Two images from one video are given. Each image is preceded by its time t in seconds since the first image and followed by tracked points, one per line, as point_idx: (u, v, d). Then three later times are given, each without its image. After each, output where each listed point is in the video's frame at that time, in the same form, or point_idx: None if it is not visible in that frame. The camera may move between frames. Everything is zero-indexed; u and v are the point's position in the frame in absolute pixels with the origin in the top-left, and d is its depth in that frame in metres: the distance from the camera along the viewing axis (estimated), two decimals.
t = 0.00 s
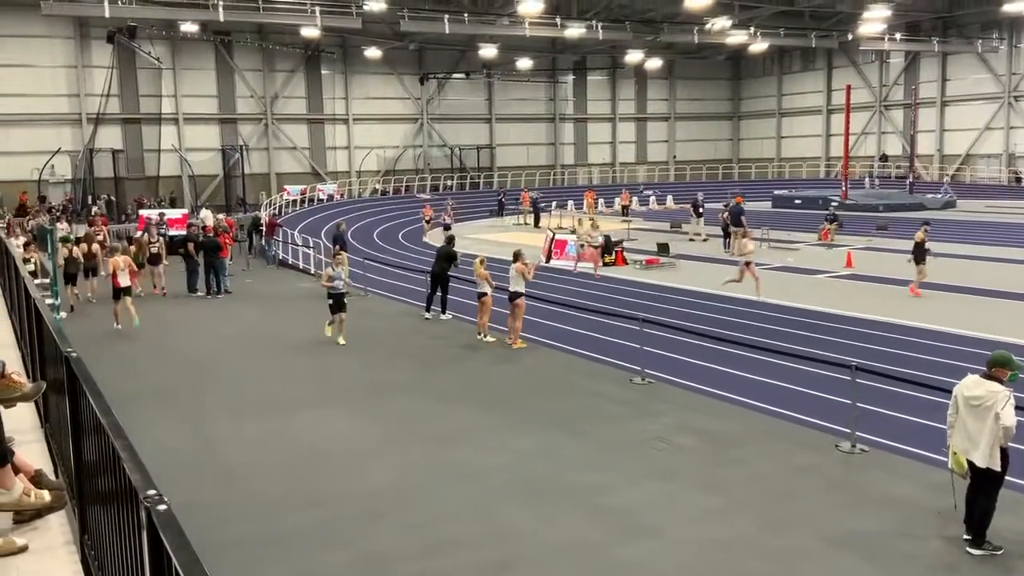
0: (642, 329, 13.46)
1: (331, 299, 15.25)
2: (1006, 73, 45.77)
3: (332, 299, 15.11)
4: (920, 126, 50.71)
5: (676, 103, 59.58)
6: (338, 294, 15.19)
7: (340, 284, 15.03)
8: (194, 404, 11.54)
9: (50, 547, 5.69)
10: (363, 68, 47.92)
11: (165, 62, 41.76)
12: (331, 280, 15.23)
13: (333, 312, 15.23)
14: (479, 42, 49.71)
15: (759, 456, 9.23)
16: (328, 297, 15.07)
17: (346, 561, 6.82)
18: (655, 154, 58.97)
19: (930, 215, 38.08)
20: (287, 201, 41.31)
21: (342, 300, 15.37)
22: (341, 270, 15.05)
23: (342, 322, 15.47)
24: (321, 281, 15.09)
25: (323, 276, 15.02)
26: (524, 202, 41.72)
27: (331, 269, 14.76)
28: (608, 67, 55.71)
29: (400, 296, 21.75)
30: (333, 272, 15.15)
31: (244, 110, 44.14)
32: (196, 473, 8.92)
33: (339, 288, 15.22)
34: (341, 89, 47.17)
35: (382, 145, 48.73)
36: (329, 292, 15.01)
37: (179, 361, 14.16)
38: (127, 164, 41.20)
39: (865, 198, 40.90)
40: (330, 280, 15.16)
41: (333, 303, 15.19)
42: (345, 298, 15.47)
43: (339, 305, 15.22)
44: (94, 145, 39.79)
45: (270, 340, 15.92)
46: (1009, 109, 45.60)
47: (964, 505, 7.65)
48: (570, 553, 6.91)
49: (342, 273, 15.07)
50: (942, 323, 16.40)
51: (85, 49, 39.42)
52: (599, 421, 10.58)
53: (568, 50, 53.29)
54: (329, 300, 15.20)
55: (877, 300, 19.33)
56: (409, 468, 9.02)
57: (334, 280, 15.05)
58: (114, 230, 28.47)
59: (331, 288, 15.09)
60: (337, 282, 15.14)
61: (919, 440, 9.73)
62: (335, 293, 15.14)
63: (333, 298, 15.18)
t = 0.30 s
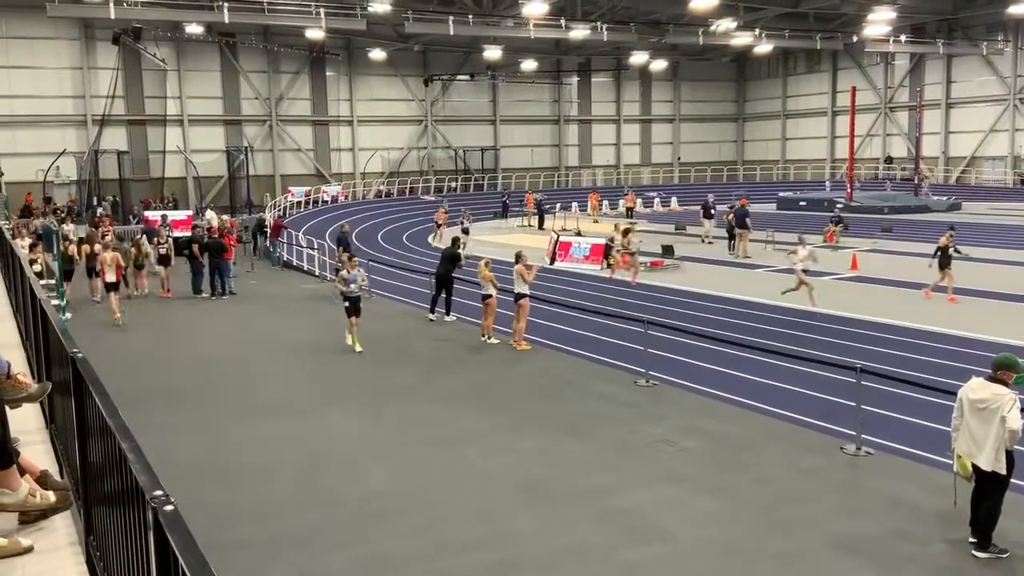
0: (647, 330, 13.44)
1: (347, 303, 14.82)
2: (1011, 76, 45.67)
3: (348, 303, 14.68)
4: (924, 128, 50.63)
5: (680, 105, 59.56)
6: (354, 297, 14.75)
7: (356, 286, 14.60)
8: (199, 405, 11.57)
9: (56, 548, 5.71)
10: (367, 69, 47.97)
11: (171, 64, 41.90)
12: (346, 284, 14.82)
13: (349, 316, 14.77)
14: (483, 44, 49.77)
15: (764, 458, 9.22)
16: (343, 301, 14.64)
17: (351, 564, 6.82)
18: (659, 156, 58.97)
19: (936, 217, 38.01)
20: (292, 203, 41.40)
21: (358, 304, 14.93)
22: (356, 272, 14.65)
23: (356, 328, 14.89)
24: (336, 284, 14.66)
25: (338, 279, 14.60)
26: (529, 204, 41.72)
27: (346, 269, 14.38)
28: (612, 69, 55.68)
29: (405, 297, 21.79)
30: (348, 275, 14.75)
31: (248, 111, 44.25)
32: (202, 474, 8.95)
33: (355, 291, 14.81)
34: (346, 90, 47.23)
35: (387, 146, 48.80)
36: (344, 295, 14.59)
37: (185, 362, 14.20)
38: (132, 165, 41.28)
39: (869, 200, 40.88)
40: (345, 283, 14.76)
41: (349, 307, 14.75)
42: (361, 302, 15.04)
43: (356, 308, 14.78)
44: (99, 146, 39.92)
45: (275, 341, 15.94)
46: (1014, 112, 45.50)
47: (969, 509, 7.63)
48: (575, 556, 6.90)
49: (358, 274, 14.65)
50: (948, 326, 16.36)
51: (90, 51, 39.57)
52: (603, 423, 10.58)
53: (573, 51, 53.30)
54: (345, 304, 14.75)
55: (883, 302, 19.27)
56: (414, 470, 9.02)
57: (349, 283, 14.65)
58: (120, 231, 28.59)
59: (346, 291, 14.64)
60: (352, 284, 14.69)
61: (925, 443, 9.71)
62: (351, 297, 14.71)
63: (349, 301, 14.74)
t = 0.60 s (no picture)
0: (649, 332, 13.44)
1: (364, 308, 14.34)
2: (1014, 78, 45.62)
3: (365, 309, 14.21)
4: (927, 130, 50.60)
5: (683, 107, 59.58)
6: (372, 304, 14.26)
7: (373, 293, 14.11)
8: (201, 406, 11.59)
9: (59, 548, 5.73)
10: (370, 71, 48.04)
11: (174, 65, 41.97)
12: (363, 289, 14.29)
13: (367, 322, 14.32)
14: (486, 46, 49.81)
15: (765, 460, 9.23)
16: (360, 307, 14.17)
17: (352, 564, 6.84)
18: (662, 158, 58.96)
19: (938, 219, 38.00)
20: (294, 204, 41.45)
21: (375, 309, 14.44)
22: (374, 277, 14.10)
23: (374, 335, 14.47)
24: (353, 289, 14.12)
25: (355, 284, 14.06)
26: (531, 206, 41.77)
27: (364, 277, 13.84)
28: (615, 71, 55.69)
29: (407, 299, 21.82)
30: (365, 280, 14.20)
31: (251, 113, 44.32)
32: (204, 474, 8.97)
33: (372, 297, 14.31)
34: (348, 92, 47.28)
35: (390, 147, 48.83)
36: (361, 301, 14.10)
37: (187, 363, 14.22)
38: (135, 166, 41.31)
39: (872, 202, 40.88)
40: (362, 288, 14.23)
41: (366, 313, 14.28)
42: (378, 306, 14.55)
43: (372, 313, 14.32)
44: (102, 147, 39.98)
45: (277, 342, 15.96)
46: (1017, 114, 45.46)
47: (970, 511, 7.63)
48: (577, 557, 6.91)
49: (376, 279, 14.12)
50: (950, 328, 16.34)
51: (93, 52, 39.66)
52: (605, 424, 10.59)
53: (575, 53, 53.34)
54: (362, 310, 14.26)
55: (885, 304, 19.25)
56: (416, 471, 9.03)
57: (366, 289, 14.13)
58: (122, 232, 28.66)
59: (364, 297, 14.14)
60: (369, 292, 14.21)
61: (927, 444, 9.72)
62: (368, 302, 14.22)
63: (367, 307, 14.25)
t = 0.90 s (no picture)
0: (650, 333, 13.44)
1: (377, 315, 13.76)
2: (1014, 80, 45.61)
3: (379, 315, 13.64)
4: (928, 132, 50.60)
5: (683, 108, 59.60)
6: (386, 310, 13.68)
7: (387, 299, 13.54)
8: (203, 406, 11.61)
9: (61, 548, 5.74)
10: (370, 72, 48.08)
11: (174, 66, 41.99)
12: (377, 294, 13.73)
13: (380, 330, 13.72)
14: (486, 47, 49.86)
15: (765, 460, 9.24)
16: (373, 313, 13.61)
17: (353, 565, 6.84)
18: (662, 159, 58.99)
19: (938, 220, 38.01)
20: (295, 205, 41.49)
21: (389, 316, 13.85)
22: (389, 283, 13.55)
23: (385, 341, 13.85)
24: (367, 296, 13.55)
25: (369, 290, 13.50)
26: (532, 206, 41.82)
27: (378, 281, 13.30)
28: (615, 72, 55.69)
29: (407, 299, 21.83)
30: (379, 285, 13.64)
31: (252, 113, 44.34)
32: (204, 475, 8.97)
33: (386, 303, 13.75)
34: (349, 92, 47.29)
35: (390, 148, 48.85)
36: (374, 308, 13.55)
37: (188, 364, 14.23)
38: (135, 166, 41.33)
39: (872, 203, 40.90)
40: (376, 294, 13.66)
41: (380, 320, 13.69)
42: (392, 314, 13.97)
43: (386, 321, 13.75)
44: (102, 147, 40.01)
45: (277, 343, 15.97)
46: (1017, 115, 45.45)
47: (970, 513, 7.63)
48: (579, 558, 6.91)
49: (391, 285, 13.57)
50: (952, 329, 16.34)
51: (93, 52, 39.68)
52: (606, 425, 10.59)
53: (576, 54, 53.37)
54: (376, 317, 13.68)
55: (885, 305, 19.26)
56: (416, 472, 9.03)
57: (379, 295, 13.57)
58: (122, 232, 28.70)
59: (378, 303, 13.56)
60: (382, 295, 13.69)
61: (927, 446, 9.73)
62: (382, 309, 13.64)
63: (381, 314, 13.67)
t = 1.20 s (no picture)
0: (649, 333, 13.46)
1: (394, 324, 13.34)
2: (1014, 80, 45.62)
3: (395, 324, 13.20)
4: (927, 133, 50.63)
5: (683, 108, 59.64)
6: (402, 318, 13.27)
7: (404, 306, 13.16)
8: (203, 406, 11.61)
9: (61, 547, 5.74)
10: (370, 72, 48.10)
11: (174, 65, 41.99)
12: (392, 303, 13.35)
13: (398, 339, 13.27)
14: (486, 47, 49.89)
15: (764, 461, 9.25)
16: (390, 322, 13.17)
17: (353, 565, 6.85)
18: (661, 159, 59.02)
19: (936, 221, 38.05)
20: (294, 204, 41.52)
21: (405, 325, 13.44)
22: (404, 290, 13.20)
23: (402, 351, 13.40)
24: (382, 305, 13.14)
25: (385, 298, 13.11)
26: (531, 206, 41.87)
27: (394, 289, 12.92)
28: (615, 72, 55.74)
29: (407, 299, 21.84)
30: (395, 294, 13.27)
31: (251, 113, 44.34)
32: (204, 475, 8.98)
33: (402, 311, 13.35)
34: (348, 92, 47.30)
35: (389, 148, 48.85)
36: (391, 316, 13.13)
37: (188, 363, 14.24)
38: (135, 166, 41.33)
39: (871, 203, 40.95)
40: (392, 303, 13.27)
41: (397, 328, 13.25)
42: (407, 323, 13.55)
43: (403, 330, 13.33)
44: (101, 147, 40.00)
45: (277, 343, 15.99)
46: (1016, 116, 45.46)
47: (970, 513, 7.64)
48: (579, 558, 6.92)
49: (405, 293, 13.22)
50: (950, 330, 16.37)
51: (93, 51, 39.67)
52: (605, 425, 10.59)
53: (575, 54, 53.40)
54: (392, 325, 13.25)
55: (884, 305, 19.29)
56: (416, 472, 9.03)
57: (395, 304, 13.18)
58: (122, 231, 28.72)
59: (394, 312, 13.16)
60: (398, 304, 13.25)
61: (927, 446, 9.75)
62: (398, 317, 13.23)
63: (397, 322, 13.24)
